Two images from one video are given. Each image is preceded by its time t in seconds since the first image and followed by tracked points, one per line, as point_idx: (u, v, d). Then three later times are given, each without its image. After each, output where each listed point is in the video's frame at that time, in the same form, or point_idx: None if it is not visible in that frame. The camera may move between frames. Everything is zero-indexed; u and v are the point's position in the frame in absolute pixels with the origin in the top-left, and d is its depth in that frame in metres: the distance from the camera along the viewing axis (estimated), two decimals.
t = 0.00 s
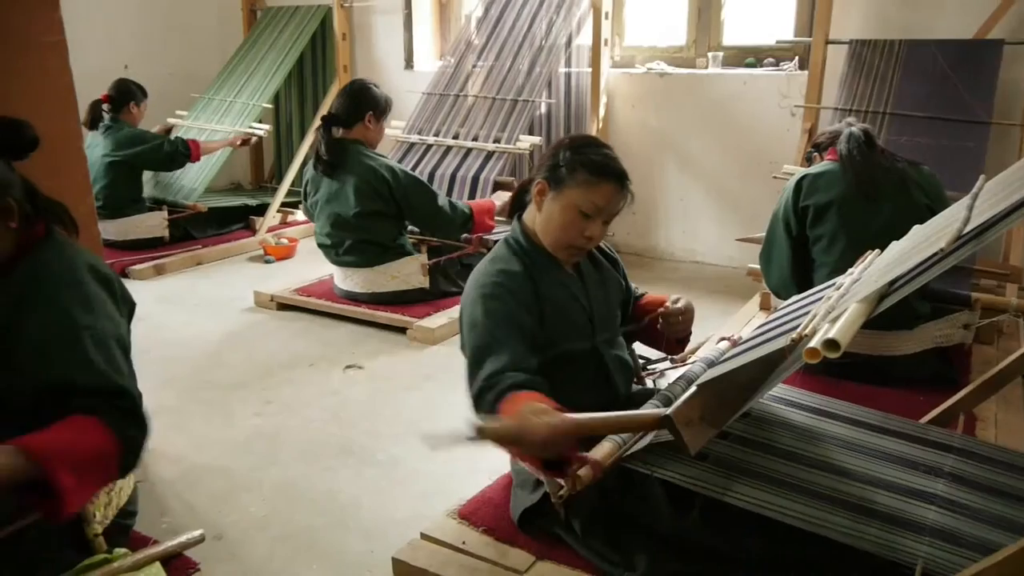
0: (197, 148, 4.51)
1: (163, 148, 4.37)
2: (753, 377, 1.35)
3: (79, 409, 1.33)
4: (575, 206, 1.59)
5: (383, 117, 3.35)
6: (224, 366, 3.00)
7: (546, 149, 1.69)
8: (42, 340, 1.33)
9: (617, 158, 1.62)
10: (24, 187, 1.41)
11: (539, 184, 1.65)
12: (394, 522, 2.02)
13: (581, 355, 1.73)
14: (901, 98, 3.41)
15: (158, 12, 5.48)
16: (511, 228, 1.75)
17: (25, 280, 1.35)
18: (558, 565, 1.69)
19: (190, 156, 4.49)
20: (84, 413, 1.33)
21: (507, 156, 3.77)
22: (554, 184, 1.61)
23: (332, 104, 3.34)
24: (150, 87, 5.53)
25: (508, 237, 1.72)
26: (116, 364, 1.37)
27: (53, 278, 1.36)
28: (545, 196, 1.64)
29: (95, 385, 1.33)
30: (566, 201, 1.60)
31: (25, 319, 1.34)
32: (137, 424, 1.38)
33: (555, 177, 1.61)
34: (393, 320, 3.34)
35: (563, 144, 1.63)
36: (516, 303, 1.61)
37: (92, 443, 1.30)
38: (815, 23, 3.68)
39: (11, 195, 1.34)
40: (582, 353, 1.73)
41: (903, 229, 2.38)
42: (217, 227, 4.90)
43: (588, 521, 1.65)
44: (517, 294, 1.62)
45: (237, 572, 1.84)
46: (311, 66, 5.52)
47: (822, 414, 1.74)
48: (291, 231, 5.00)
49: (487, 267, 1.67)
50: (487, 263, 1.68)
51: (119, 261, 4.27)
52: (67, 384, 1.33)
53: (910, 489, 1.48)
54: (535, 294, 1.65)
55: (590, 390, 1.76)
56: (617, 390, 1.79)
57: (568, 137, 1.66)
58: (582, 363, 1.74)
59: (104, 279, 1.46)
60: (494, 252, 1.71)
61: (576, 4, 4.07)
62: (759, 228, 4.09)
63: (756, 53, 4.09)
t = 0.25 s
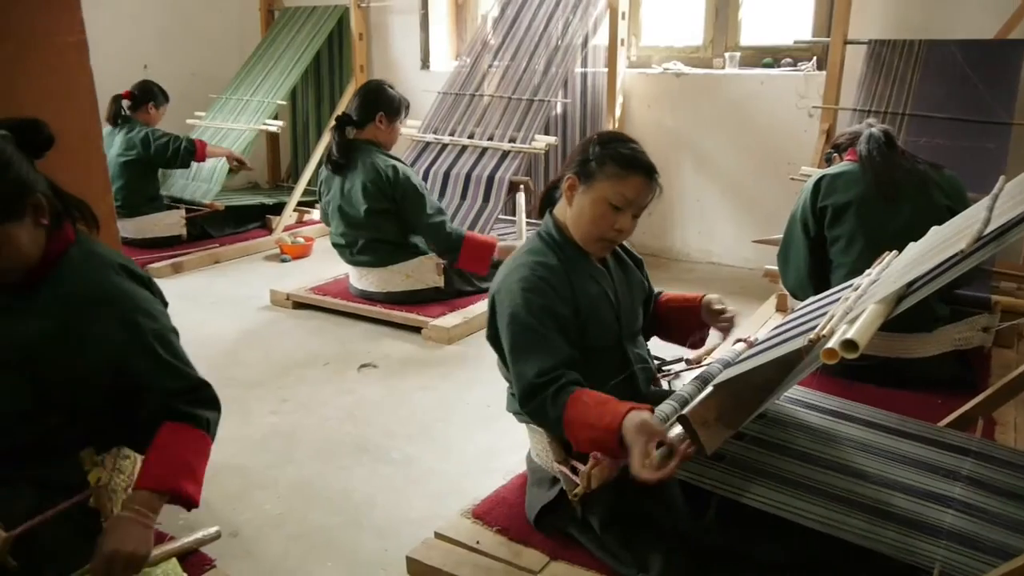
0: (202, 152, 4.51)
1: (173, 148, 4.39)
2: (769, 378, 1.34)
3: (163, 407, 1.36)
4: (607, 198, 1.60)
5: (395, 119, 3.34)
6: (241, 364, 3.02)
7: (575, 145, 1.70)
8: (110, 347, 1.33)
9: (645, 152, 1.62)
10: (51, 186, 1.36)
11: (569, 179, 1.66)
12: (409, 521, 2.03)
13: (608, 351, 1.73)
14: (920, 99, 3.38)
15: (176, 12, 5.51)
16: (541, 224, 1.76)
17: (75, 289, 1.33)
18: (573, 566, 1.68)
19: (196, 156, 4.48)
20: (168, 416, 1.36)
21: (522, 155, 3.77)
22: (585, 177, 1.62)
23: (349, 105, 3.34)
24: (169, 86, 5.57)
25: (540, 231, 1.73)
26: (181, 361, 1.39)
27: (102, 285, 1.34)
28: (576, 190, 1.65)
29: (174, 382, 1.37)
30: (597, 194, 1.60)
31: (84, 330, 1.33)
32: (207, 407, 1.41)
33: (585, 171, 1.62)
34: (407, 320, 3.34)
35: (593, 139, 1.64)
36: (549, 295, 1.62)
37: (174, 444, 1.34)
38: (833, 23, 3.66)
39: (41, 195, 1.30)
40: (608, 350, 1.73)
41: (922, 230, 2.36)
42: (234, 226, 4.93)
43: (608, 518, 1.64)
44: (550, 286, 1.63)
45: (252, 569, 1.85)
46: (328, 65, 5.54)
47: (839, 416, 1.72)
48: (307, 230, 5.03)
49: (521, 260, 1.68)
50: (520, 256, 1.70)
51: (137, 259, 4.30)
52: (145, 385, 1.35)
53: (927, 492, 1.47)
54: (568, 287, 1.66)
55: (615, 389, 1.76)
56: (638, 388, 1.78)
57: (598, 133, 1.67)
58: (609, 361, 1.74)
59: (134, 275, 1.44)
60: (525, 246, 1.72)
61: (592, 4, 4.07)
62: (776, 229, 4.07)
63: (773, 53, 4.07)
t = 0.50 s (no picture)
0: (207, 156, 4.51)
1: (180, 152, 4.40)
2: (783, 378, 1.34)
3: (152, 421, 1.38)
4: (628, 196, 1.60)
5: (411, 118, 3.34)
6: (253, 363, 3.03)
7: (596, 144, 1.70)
8: (115, 354, 1.34)
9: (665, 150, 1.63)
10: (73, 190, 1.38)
11: (590, 179, 1.67)
12: (420, 520, 2.03)
13: (625, 349, 1.72)
14: (936, 99, 3.36)
15: (192, 12, 5.54)
16: (562, 222, 1.76)
17: (89, 295, 1.34)
18: (584, 566, 1.68)
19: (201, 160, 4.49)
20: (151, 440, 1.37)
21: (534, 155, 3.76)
22: (607, 175, 1.62)
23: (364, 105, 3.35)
24: (183, 86, 5.61)
25: (561, 229, 1.73)
26: (183, 375, 1.40)
27: (112, 291, 1.35)
28: (597, 189, 1.65)
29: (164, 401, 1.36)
30: (618, 191, 1.60)
31: (93, 336, 1.34)
32: (195, 434, 1.40)
33: (606, 169, 1.62)
34: (419, 319, 3.35)
35: (614, 136, 1.65)
36: (567, 290, 1.62)
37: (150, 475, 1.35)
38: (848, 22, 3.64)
39: (63, 198, 1.31)
40: (625, 348, 1.72)
41: (938, 231, 2.34)
42: (248, 225, 4.95)
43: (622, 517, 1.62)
44: (569, 281, 1.63)
45: (264, 567, 1.85)
46: (341, 65, 5.55)
47: (852, 417, 1.71)
48: (320, 229, 5.04)
49: (542, 253, 1.68)
50: (541, 251, 1.70)
51: (151, 257, 4.33)
52: (138, 397, 1.36)
53: (941, 494, 1.46)
54: (587, 283, 1.66)
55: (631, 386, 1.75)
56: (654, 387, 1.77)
57: (618, 132, 1.67)
58: (626, 359, 1.73)
59: (149, 279, 1.44)
60: (548, 242, 1.72)
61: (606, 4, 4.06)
62: (789, 230, 4.05)
63: (788, 53, 4.05)
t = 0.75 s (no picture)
0: (216, 158, 4.50)
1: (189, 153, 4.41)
2: (794, 377, 1.34)
3: (149, 423, 1.33)
4: (640, 194, 1.59)
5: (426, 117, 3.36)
6: (265, 361, 3.04)
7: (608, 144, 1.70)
8: (115, 351, 1.33)
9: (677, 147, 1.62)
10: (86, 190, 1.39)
11: (602, 178, 1.67)
12: (431, 519, 2.03)
13: (637, 347, 1.71)
14: (950, 99, 3.34)
15: (205, 12, 5.57)
16: (575, 221, 1.76)
17: (93, 292, 1.34)
18: (595, 566, 1.68)
19: (210, 162, 4.48)
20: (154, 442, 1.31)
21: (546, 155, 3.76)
22: (618, 173, 1.62)
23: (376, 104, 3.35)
24: (197, 85, 5.63)
25: (574, 227, 1.73)
26: (185, 374, 1.36)
27: (120, 288, 1.35)
28: (609, 187, 1.66)
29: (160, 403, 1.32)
30: (631, 190, 1.60)
31: (98, 333, 1.34)
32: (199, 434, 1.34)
33: (618, 168, 1.62)
34: (429, 319, 3.35)
35: (626, 135, 1.65)
36: (580, 287, 1.62)
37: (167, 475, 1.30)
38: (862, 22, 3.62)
39: (74, 197, 1.32)
40: (638, 347, 1.71)
41: (953, 232, 2.32)
42: (260, 223, 4.97)
43: (633, 517, 1.62)
44: (582, 278, 1.63)
45: (275, 564, 1.86)
46: (353, 65, 5.57)
47: (865, 419, 1.70)
48: (332, 228, 5.06)
49: (557, 251, 1.69)
50: (555, 248, 1.70)
51: (165, 256, 4.35)
52: (137, 398, 1.32)
53: (955, 497, 1.45)
54: (600, 281, 1.65)
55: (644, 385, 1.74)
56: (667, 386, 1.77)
57: (630, 131, 1.67)
58: (638, 358, 1.72)
59: (160, 279, 1.44)
60: (562, 239, 1.72)
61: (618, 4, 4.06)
62: (802, 230, 4.03)
63: (801, 53, 4.03)
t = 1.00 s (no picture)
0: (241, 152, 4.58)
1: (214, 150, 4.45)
2: (808, 381, 1.33)
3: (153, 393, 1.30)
4: (648, 199, 1.59)
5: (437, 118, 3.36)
6: (278, 359, 3.06)
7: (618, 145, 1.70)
8: (121, 332, 1.32)
9: (687, 151, 1.61)
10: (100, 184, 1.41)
11: (611, 181, 1.67)
12: (442, 517, 2.04)
13: (647, 349, 1.71)
14: (967, 100, 3.31)
15: (220, 12, 5.60)
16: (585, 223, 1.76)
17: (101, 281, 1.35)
18: (606, 567, 1.68)
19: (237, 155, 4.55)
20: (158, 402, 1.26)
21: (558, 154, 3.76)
22: (627, 176, 1.62)
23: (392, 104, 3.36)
24: (211, 84, 5.67)
25: (583, 228, 1.73)
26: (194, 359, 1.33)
27: (128, 279, 1.35)
28: (617, 191, 1.66)
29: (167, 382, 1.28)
30: (638, 194, 1.60)
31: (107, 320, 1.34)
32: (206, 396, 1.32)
33: (626, 172, 1.62)
34: (442, 318, 3.36)
35: (636, 138, 1.64)
36: (588, 291, 1.62)
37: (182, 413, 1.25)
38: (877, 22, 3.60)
39: (88, 191, 1.34)
40: (647, 348, 1.71)
41: (968, 234, 2.30)
42: (274, 222, 4.99)
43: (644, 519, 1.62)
44: (590, 281, 1.63)
45: (287, 561, 1.87)
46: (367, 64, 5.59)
47: (878, 421, 1.69)
48: (345, 227, 5.08)
49: (565, 253, 1.68)
50: (564, 250, 1.70)
51: (179, 254, 4.38)
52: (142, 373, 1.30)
53: (969, 501, 1.44)
54: (609, 283, 1.65)
55: (653, 387, 1.74)
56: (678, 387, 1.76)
57: (640, 132, 1.66)
58: (647, 359, 1.72)
59: (166, 273, 1.44)
60: (571, 241, 1.72)
61: (632, 3, 4.05)
62: (817, 231, 4.01)
63: (816, 53, 4.01)
